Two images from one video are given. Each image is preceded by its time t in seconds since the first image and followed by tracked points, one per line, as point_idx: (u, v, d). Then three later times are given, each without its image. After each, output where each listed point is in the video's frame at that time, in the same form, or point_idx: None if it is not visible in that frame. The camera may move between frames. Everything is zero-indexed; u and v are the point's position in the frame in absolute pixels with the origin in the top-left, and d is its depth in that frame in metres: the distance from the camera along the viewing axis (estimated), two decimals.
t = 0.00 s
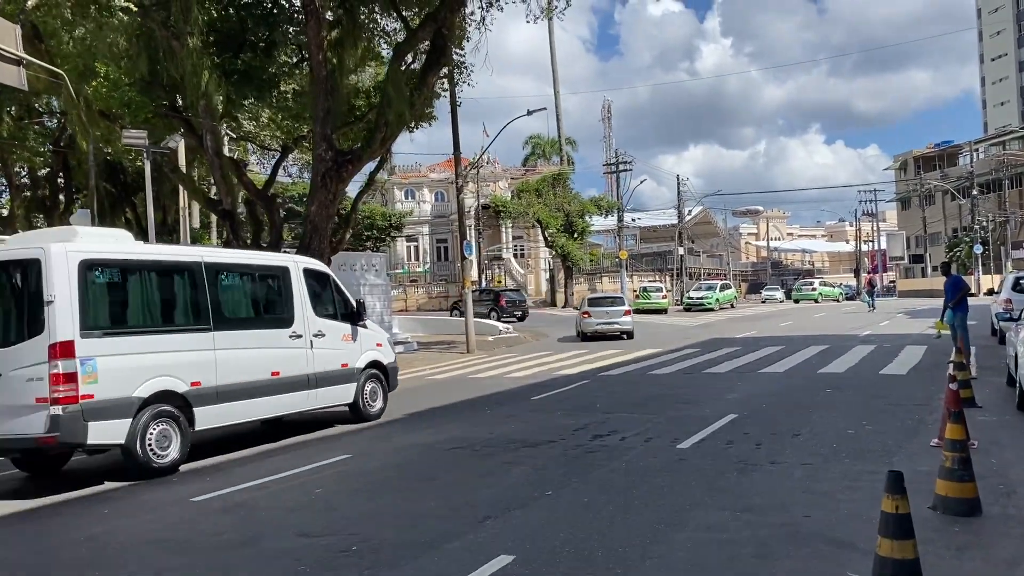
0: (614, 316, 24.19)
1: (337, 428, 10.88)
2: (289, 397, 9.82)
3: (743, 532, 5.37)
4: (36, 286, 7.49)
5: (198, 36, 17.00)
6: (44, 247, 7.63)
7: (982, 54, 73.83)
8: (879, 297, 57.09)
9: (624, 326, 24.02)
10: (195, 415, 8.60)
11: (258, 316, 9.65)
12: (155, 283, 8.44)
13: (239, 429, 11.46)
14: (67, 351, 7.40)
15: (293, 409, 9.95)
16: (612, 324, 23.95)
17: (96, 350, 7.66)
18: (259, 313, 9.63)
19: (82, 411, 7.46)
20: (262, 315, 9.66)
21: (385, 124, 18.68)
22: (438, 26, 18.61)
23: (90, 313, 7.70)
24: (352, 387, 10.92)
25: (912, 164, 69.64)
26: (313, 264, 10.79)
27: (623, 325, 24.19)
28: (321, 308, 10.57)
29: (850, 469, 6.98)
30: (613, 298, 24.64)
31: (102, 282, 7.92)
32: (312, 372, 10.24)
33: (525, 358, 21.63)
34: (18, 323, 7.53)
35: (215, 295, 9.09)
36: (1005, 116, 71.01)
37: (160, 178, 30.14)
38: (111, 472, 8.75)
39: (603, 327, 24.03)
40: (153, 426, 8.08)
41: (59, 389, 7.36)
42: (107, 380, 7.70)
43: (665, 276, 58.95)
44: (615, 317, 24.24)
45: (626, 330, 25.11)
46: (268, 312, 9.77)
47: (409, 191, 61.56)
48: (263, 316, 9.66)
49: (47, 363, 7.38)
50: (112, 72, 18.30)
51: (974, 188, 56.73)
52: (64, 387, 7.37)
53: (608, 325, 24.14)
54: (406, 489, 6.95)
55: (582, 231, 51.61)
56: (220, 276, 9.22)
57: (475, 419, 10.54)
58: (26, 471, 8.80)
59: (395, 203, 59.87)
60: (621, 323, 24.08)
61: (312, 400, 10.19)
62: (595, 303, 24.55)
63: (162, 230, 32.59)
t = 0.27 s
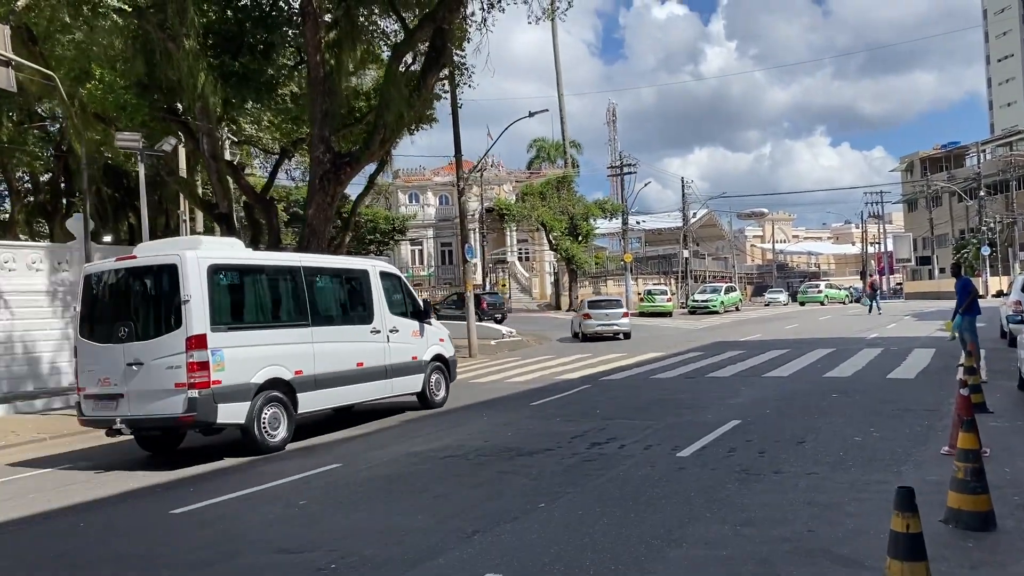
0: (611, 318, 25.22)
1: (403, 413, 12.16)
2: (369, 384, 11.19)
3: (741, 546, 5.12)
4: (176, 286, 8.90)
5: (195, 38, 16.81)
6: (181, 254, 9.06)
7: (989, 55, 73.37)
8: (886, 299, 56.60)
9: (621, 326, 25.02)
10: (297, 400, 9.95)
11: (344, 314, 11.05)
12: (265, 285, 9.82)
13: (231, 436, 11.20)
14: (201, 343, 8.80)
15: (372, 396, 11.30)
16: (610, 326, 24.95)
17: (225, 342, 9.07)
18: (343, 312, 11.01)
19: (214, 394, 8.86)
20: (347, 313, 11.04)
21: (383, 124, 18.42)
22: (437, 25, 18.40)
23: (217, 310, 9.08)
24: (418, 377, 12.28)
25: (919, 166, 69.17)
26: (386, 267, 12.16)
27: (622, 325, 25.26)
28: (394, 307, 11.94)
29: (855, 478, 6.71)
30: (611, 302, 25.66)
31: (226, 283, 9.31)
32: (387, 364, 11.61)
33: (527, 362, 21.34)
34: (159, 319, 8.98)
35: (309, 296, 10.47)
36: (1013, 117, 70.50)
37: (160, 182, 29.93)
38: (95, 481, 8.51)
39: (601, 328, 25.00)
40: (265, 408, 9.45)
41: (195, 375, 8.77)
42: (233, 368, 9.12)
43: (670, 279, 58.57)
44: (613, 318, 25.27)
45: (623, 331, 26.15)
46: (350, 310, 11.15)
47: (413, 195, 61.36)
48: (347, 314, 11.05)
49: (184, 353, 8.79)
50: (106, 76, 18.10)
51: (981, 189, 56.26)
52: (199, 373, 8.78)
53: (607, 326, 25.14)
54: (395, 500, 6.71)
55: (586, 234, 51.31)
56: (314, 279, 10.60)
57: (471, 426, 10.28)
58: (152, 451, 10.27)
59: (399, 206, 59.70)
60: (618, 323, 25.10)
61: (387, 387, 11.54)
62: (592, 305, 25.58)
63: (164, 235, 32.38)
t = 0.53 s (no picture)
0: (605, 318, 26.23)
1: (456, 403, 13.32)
2: (434, 375, 12.39)
3: (738, 564, 4.85)
4: (278, 288, 10.08)
5: (192, 38, 16.66)
6: (281, 260, 10.23)
7: (997, 53, 72.82)
8: (894, 300, 56.08)
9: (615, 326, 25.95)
10: (378, 389, 11.16)
11: (412, 312, 12.23)
12: (350, 287, 10.99)
13: (222, 443, 10.96)
14: (301, 338, 9.97)
15: (436, 386, 12.50)
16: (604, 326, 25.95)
17: (320, 337, 10.26)
18: (411, 311, 12.17)
19: (313, 383, 10.04)
20: (415, 312, 12.23)
21: (380, 125, 18.18)
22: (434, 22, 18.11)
23: (313, 308, 10.26)
24: (473, 369, 13.50)
25: (927, 165, 68.64)
26: (447, 269, 13.40)
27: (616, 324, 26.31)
28: (453, 305, 13.13)
29: (861, 489, 6.41)
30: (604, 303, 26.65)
31: (319, 285, 10.49)
32: (448, 357, 12.82)
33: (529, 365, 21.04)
34: (262, 317, 10.15)
35: (383, 296, 11.63)
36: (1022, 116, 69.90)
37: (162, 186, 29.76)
38: (76, 490, 8.26)
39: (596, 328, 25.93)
40: (352, 395, 10.61)
41: (296, 366, 9.95)
42: (327, 360, 10.31)
43: (676, 281, 58.18)
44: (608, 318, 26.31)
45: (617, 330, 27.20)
46: (416, 309, 12.30)
47: (418, 197, 61.15)
48: (416, 311, 12.25)
49: (286, 346, 9.98)
50: (103, 76, 17.95)
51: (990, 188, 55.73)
52: (298, 364, 9.95)
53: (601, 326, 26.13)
54: (380, 513, 6.45)
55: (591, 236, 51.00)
56: (387, 281, 11.76)
57: (466, 432, 10.01)
58: (242, 435, 11.40)
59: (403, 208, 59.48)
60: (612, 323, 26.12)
61: (447, 378, 12.73)
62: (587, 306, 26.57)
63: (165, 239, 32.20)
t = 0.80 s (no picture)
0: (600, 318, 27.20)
1: (502, 393, 14.44)
2: (487, 366, 13.58)
3: None
4: (359, 285, 11.33)
5: (188, 35, 16.47)
6: (361, 261, 11.47)
7: (1007, 48, 72.16)
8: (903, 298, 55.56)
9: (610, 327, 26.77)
10: (441, 376, 12.38)
11: (469, 308, 13.42)
12: (417, 285, 12.19)
13: (212, 447, 10.71)
14: (378, 330, 11.21)
15: (488, 376, 13.68)
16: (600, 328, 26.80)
17: (395, 329, 11.53)
18: (468, 306, 13.35)
19: (388, 369, 11.29)
20: (472, 307, 13.42)
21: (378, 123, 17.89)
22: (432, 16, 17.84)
23: (386, 302, 11.49)
24: (520, 362, 14.65)
25: (936, 162, 68.04)
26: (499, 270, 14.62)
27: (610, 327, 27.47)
28: (504, 302, 14.29)
29: (869, 498, 6.10)
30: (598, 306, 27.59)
31: (392, 283, 11.73)
32: (499, 350, 13.96)
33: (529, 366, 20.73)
34: (344, 311, 11.43)
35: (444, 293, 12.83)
36: None
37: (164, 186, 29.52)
38: (57, 497, 8.03)
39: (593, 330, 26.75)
40: (421, 382, 11.83)
41: (373, 355, 11.20)
42: (400, 349, 11.56)
43: (682, 280, 57.77)
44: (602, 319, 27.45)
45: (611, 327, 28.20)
46: (472, 305, 13.49)
47: (423, 197, 60.89)
48: (473, 308, 13.45)
49: (365, 337, 11.22)
50: (99, 74, 17.77)
51: (1000, 184, 55.20)
52: (377, 353, 11.20)
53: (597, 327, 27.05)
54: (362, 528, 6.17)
55: (597, 234, 50.71)
56: (447, 279, 12.95)
57: (461, 436, 9.74)
58: (318, 418, 12.63)
59: (408, 208, 59.25)
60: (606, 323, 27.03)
61: (497, 369, 13.89)
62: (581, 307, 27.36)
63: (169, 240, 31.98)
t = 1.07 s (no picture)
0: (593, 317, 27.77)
1: (540, 378, 15.47)
2: (531, 353, 14.74)
3: None
4: (423, 281, 12.69)
5: (182, 31, 16.27)
6: (422, 259, 12.78)
7: (1015, 41, 71.60)
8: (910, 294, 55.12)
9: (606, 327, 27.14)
10: (493, 363, 13.58)
11: (515, 300, 14.63)
12: (472, 281, 13.48)
13: (204, 448, 10.54)
14: (440, 321, 12.50)
15: (532, 363, 14.84)
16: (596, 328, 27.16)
17: (455, 320, 12.85)
18: (513, 300, 14.56)
19: (449, 356, 12.57)
20: (518, 301, 14.66)
21: (376, 117, 17.68)
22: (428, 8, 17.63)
23: (446, 296, 12.80)
24: (558, 349, 15.74)
25: (943, 157, 67.56)
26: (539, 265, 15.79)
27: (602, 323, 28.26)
28: (545, 295, 15.45)
29: (874, 499, 5.86)
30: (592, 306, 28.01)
31: (450, 279, 13.03)
32: (540, 338, 15.11)
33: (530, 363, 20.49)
34: (410, 304, 12.78)
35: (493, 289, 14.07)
36: None
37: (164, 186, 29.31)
38: (42, 500, 7.85)
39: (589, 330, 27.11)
40: (476, 368, 13.06)
41: (436, 343, 12.50)
42: (458, 338, 12.84)
43: (687, 276, 57.43)
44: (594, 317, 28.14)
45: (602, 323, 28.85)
46: (518, 299, 14.71)
47: (427, 194, 60.64)
48: (518, 301, 14.64)
49: (428, 328, 12.53)
50: (94, 71, 17.58)
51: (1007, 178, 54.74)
52: (438, 342, 12.48)
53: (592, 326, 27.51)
54: (347, 532, 5.97)
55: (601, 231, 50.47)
56: (497, 276, 14.20)
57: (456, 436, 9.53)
58: (381, 402, 13.90)
59: (412, 206, 59.01)
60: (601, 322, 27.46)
61: (540, 356, 15.03)
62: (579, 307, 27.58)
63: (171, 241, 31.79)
